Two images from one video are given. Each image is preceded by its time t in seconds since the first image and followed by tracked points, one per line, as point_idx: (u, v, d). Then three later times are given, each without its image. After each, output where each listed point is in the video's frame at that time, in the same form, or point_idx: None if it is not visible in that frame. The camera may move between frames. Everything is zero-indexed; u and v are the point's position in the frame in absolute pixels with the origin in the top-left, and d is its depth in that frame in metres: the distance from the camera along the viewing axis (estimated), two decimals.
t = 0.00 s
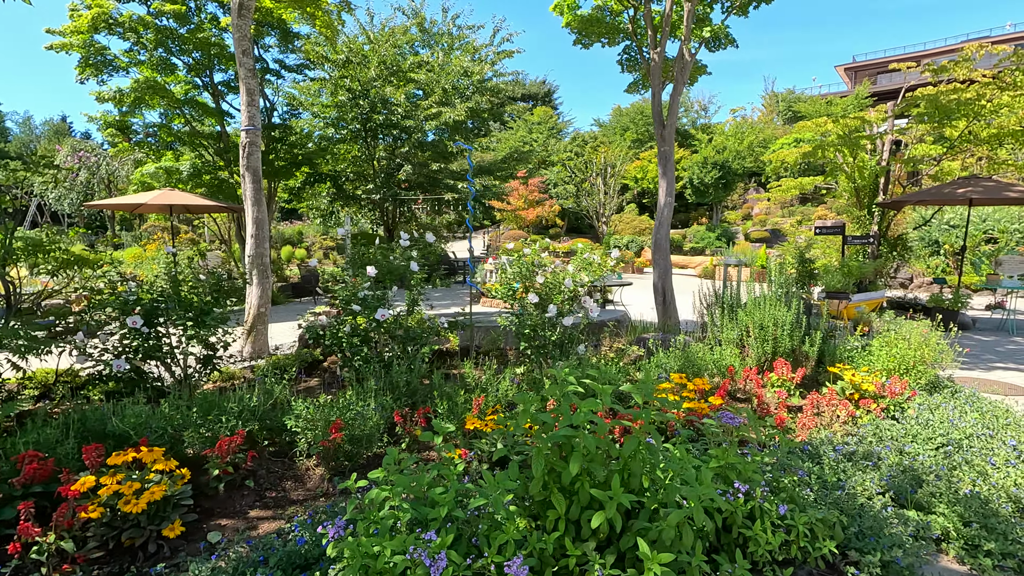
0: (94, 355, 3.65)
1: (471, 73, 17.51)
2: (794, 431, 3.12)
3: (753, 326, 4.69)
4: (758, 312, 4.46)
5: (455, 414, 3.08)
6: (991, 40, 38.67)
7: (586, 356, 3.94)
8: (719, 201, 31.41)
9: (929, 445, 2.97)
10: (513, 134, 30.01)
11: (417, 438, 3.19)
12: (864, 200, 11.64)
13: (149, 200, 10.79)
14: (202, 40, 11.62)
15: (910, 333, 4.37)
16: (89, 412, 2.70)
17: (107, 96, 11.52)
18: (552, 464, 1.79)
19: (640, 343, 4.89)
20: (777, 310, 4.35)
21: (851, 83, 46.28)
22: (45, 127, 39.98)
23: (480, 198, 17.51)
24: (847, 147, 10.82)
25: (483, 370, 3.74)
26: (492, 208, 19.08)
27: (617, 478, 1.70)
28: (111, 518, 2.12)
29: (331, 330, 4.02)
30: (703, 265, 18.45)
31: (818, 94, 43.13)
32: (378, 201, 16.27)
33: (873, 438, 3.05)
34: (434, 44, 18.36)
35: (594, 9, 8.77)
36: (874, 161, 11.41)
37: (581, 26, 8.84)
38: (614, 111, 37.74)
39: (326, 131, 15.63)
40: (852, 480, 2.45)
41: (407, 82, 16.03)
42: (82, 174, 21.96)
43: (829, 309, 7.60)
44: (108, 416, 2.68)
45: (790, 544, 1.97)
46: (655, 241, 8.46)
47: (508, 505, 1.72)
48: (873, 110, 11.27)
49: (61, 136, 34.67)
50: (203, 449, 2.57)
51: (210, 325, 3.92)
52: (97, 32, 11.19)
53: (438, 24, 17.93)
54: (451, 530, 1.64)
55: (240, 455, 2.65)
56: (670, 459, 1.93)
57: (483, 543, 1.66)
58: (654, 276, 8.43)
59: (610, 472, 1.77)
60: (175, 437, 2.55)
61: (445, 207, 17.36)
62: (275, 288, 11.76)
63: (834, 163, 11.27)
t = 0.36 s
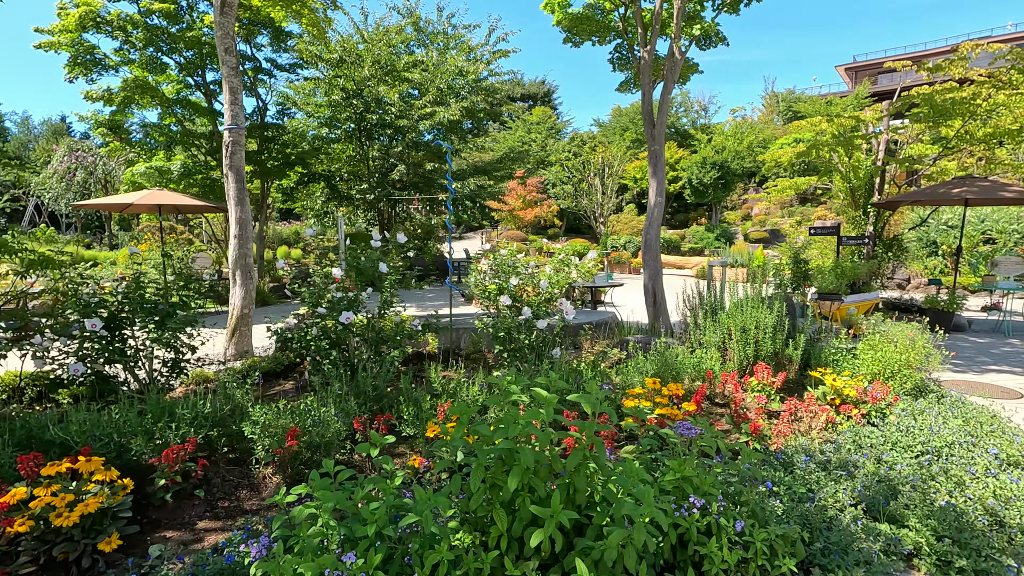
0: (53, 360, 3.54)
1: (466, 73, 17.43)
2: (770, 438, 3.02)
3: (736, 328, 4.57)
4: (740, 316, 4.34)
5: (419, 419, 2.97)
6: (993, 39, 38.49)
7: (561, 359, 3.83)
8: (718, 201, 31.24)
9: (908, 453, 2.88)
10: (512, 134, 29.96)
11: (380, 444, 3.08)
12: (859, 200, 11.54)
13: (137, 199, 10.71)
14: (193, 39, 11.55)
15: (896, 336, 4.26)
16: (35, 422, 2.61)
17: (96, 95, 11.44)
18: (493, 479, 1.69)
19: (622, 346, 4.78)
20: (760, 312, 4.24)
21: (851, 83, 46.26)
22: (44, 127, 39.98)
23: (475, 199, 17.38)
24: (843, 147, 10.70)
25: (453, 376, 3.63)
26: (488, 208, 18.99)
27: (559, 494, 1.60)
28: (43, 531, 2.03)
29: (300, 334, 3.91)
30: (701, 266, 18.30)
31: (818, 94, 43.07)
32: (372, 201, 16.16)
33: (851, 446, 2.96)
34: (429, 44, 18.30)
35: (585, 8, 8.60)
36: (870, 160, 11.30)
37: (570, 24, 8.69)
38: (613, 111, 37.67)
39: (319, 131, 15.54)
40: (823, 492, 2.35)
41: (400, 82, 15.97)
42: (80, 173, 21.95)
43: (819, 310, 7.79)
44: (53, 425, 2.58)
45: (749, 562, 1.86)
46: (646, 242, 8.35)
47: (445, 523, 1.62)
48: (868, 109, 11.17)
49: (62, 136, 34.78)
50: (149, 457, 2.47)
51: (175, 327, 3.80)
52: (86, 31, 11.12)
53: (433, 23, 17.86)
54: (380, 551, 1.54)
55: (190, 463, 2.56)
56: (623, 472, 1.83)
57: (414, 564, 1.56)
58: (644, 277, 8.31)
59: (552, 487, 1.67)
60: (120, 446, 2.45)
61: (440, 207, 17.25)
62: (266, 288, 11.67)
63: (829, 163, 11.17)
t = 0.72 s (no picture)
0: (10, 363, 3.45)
1: (460, 72, 17.29)
2: (739, 445, 2.93)
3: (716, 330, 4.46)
4: (719, 318, 4.24)
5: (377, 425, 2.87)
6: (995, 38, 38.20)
7: (532, 362, 3.73)
8: (717, 201, 31.09)
9: (881, 460, 2.80)
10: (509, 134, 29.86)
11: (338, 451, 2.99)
12: (854, 199, 11.43)
13: (124, 199, 10.64)
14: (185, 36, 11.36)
15: (878, 339, 4.16)
16: None
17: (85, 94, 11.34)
18: (422, 493, 1.61)
19: (600, 349, 4.67)
20: (737, 314, 4.14)
21: (852, 82, 46.02)
22: (41, 127, 39.87)
23: (468, 198, 17.27)
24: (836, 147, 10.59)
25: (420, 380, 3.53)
26: (484, 208, 18.87)
27: (487, 510, 1.52)
28: None
29: (266, 336, 3.81)
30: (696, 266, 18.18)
31: (819, 93, 42.83)
32: (365, 201, 16.06)
33: (823, 454, 2.87)
34: (423, 43, 18.19)
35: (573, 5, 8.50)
36: (864, 159, 11.19)
37: (559, 22, 8.58)
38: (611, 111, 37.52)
39: (312, 130, 15.45)
40: (787, 503, 2.27)
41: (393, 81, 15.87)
42: (75, 173, 21.87)
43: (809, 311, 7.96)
44: None
45: None
46: (634, 243, 8.24)
47: (367, 540, 1.53)
48: (862, 108, 11.05)
49: (60, 137, 34.75)
50: (89, 466, 2.39)
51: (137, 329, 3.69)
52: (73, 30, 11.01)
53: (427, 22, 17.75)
54: (293, 571, 1.44)
55: (133, 472, 2.47)
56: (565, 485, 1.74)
57: None
58: (633, 278, 8.20)
59: (484, 501, 1.59)
60: (59, 454, 2.37)
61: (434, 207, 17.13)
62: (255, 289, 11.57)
63: (822, 163, 11.06)
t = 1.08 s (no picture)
0: None
1: (455, 70, 17.16)
2: (712, 449, 2.82)
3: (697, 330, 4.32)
4: (699, 318, 4.13)
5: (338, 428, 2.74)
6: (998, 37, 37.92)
7: (504, 362, 3.61)
8: (715, 200, 30.93)
9: (859, 465, 2.69)
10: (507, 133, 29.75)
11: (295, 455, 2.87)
12: (849, 198, 11.31)
13: (110, 198, 10.55)
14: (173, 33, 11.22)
15: (864, 340, 4.05)
16: None
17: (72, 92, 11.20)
18: (344, 506, 1.48)
19: (580, 349, 4.55)
20: (718, 313, 4.02)
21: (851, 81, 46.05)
22: (37, 127, 39.71)
23: (462, 197, 17.15)
24: (831, 144, 10.45)
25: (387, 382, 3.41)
26: (479, 208, 18.74)
27: (411, 525, 1.39)
28: None
29: (230, 337, 3.69)
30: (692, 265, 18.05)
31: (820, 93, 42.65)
32: (358, 200, 15.93)
33: (798, 459, 2.76)
34: (416, 42, 18.11)
35: None
36: (859, 157, 11.05)
37: (549, 17, 8.42)
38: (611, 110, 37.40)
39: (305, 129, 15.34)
40: (753, 511, 2.16)
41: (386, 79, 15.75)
42: (71, 173, 21.79)
43: (802, 311, 8.08)
44: None
45: None
46: (624, 242, 8.11)
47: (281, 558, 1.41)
48: (857, 105, 10.92)
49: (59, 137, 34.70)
50: (22, 473, 2.27)
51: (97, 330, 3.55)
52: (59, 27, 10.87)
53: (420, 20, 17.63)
54: None
55: (71, 478, 2.35)
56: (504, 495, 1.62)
57: None
58: (622, 276, 8.09)
59: (411, 515, 1.46)
60: None
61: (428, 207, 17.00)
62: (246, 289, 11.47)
63: (817, 161, 10.92)
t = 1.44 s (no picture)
0: None
1: (450, 68, 16.88)
2: (686, 459, 2.68)
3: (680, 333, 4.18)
4: (682, 320, 3.98)
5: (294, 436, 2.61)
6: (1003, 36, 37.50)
7: (475, 366, 3.47)
8: (715, 200, 30.72)
9: (840, 477, 2.54)
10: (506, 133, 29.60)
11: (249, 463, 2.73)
12: (847, 197, 11.15)
13: (97, 197, 10.44)
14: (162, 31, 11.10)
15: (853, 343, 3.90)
16: None
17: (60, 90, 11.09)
18: (252, 534, 1.32)
19: (561, 352, 4.41)
20: (701, 315, 3.88)
21: (853, 80, 45.71)
22: (38, 126, 39.68)
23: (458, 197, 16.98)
24: (828, 143, 10.29)
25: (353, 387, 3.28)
26: (475, 207, 18.56)
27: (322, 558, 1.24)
28: None
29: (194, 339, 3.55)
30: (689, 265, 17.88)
31: (823, 92, 42.28)
32: (351, 199, 15.79)
33: (777, 470, 2.61)
34: (411, 39, 17.96)
35: None
36: (857, 155, 10.89)
37: (539, 13, 8.24)
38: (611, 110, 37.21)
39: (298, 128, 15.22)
40: (720, 530, 2.01)
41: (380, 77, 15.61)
42: (67, 172, 21.72)
43: (797, 312, 7.93)
44: None
45: None
46: (615, 242, 7.96)
47: None
48: (855, 103, 10.75)
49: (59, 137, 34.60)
50: None
51: (53, 331, 3.40)
52: (46, 24, 10.75)
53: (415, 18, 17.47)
54: None
55: None
56: (435, 520, 1.48)
57: None
58: (613, 277, 7.94)
59: (327, 543, 1.31)
60: None
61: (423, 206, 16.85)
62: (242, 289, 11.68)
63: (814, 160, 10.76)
